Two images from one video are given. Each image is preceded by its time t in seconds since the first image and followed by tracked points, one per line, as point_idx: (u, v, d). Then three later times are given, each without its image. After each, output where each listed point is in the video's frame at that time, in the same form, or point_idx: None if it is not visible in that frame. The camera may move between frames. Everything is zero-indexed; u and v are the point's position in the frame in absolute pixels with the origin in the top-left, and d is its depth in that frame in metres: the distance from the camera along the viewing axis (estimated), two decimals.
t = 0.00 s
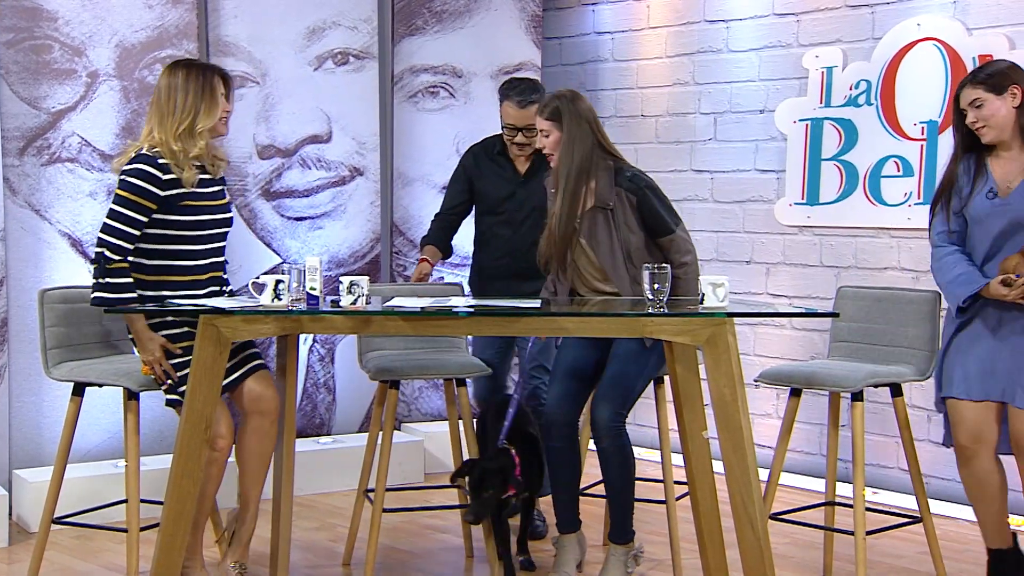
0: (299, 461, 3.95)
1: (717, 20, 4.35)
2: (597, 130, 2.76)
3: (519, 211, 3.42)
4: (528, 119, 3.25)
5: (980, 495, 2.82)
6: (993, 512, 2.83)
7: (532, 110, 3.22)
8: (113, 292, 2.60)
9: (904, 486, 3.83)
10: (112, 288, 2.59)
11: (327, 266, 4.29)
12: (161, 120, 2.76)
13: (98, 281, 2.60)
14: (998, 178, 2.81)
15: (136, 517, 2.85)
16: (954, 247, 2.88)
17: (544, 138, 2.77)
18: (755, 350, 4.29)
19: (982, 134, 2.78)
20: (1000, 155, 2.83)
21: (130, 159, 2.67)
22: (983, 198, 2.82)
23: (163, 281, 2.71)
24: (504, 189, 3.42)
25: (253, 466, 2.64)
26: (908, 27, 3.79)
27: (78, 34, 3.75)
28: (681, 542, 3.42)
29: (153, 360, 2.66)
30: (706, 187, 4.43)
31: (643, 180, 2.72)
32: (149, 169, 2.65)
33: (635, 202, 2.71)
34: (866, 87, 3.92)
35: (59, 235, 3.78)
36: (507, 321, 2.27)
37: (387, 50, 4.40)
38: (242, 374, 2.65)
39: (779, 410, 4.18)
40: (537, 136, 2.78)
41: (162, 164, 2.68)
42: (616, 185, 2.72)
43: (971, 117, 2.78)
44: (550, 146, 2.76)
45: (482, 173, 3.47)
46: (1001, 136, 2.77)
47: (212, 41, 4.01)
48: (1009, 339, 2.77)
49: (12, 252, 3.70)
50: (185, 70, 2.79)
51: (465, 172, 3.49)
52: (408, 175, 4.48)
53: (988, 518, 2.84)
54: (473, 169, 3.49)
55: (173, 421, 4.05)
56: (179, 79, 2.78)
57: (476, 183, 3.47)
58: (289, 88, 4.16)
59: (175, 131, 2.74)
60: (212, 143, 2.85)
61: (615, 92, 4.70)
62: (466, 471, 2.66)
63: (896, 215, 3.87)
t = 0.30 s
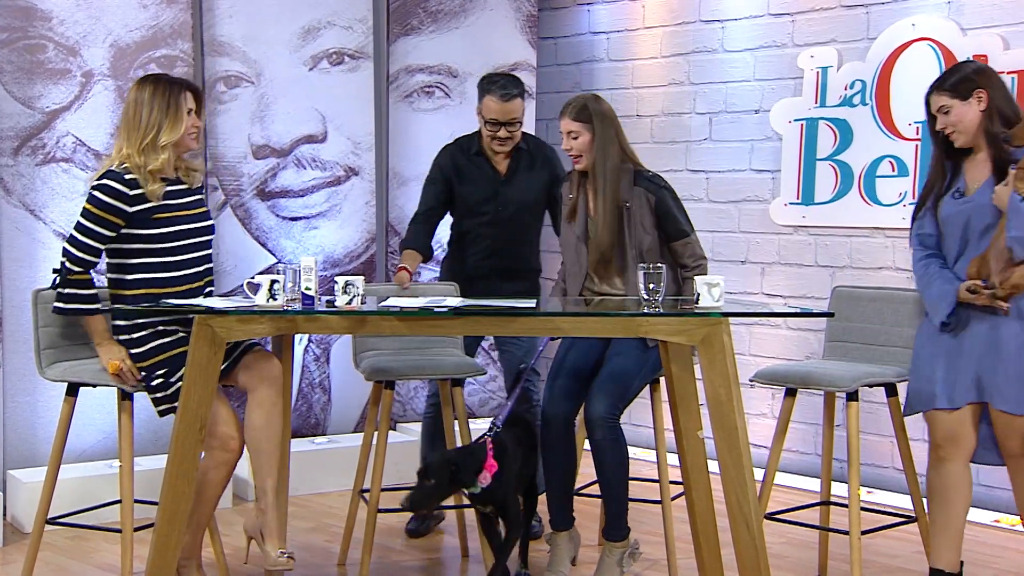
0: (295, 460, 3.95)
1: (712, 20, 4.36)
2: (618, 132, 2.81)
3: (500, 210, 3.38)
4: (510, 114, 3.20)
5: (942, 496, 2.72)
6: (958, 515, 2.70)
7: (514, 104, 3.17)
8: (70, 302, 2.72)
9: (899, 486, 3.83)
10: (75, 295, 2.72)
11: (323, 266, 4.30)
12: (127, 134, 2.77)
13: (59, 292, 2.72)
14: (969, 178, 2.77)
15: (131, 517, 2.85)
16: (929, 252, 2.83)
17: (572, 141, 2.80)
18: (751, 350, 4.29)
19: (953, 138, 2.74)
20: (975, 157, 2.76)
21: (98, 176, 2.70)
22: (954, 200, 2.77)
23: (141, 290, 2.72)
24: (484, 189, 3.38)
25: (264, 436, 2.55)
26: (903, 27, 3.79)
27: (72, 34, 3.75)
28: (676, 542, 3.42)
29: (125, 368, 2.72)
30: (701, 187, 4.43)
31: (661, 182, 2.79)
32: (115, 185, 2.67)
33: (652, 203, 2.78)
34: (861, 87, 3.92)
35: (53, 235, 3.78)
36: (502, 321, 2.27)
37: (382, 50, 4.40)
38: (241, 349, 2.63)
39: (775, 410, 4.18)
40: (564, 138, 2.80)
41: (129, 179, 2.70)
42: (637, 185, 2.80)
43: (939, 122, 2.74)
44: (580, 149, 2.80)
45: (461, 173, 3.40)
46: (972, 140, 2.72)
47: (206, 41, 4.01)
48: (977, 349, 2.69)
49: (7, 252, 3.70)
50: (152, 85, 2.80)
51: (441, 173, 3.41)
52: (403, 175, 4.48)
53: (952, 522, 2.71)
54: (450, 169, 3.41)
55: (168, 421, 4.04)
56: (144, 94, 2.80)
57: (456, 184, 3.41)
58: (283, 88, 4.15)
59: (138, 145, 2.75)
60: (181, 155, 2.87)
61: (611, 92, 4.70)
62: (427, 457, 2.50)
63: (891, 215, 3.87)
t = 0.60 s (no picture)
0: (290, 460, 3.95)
1: (707, 20, 4.36)
2: (634, 133, 2.93)
3: (461, 206, 3.39)
4: (467, 103, 3.18)
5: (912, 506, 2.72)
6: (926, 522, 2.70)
7: (470, 92, 3.15)
8: (51, 326, 2.75)
9: (893, 486, 3.85)
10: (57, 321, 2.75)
11: (319, 266, 4.31)
12: (103, 158, 2.82)
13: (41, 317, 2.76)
14: (916, 179, 2.66)
15: (125, 518, 2.85)
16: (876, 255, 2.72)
17: (587, 138, 2.90)
18: (746, 350, 4.30)
19: (902, 141, 2.62)
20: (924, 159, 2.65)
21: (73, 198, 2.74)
22: (902, 203, 2.66)
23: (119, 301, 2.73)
24: (442, 187, 3.37)
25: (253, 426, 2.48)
26: (897, 27, 3.80)
27: (67, 34, 3.74)
28: (672, 542, 3.42)
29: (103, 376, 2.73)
30: (696, 187, 4.44)
31: (675, 184, 2.93)
32: (89, 208, 2.71)
33: (664, 204, 2.91)
34: (855, 87, 3.93)
35: (48, 236, 3.78)
36: (497, 321, 2.27)
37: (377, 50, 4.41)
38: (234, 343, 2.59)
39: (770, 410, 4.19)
40: (580, 135, 2.90)
41: (104, 202, 2.74)
42: (649, 186, 2.92)
43: (890, 124, 2.62)
44: (596, 146, 2.90)
45: (417, 171, 3.39)
46: (921, 143, 2.60)
47: (202, 41, 4.01)
48: (917, 357, 2.59)
49: (1, 252, 3.69)
50: (130, 108, 2.85)
51: (397, 171, 3.39)
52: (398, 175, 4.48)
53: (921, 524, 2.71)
54: (405, 167, 3.39)
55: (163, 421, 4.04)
56: (122, 118, 2.84)
57: (412, 182, 3.39)
58: (278, 88, 4.15)
59: (111, 168, 2.79)
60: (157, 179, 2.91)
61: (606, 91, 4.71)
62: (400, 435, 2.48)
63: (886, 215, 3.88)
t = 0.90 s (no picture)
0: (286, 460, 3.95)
1: (702, 20, 4.36)
2: (633, 137, 3.04)
3: (434, 203, 3.36)
4: (442, 92, 3.20)
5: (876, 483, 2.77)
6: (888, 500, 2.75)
7: (442, 82, 3.20)
8: (46, 330, 2.74)
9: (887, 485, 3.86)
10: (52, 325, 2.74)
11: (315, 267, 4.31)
12: (94, 161, 2.85)
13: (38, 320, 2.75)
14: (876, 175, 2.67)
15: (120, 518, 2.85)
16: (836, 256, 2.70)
17: (581, 130, 3.01)
18: (740, 350, 4.31)
19: (862, 138, 2.61)
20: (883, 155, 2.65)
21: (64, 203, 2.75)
22: (863, 200, 2.65)
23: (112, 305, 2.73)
24: (414, 184, 3.35)
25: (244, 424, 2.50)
26: (891, 28, 3.81)
27: (62, 34, 3.74)
28: (666, 542, 3.43)
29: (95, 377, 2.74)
30: (691, 187, 4.45)
31: (662, 182, 2.97)
32: (80, 212, 2.72)
33: (649, 202, 2.95)
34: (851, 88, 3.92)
35: (43, 236, 3.78)
36: (493, 321, 2.28)
37: (372, 50, 4.41)
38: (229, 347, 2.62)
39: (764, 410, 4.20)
40: (575, 128, 3.02)
41: (94, 206, 2.75)
42: (641, 185, 2.97)
43: (851, 120, 2.61)
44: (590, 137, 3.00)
45: (387, 172, 3.36)
46: (880, 141, 2.59)
47: (197, 41, 4.02)
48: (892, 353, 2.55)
49: None
50: (121, 110, 2.89)
51: (364, 168, 3.35)
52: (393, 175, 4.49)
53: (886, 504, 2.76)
54: (374, 166, 3.36)
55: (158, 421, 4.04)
56: (112, 121, 2.88)
57: (381, 180, 3.36)
58: (273, 88, 4.15)
59: (103, 171, 2.82)
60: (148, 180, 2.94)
61: (601, 91, 4.71)
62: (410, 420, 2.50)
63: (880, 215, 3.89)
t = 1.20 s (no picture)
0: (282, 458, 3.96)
1: (699, 21, 4.37)
2: (634, 133, 3.05)
3: (429, 204, 3.35)
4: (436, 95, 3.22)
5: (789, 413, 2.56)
6: (812, 435, 2.52)
7: (438, 84, 3.21)
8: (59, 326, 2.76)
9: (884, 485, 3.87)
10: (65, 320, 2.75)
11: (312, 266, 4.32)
12: (121, 156, 2.79)
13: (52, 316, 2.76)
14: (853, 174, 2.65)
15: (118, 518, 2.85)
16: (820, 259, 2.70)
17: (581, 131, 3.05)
18: (737, 349, 4.31)
19: (835, 133, 2.60)
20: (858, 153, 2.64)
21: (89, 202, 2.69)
22: (840, 199, 2.66)
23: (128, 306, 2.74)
24: (409, 184, 3.35)
25: (243, 445, 2.51)
26: (888, 28, 3.81)
27: (60, 34, 3.74)
28: (663, 541, 3.44)
29: (93, 384, 2.78)
30: (688, 187, 4.45)
31: (661, 186, 2.98)
32: (107, 211, 2.67)
33: (647, 206, 2.95)
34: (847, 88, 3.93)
35: (40, 235, 3.78)
36: (491, 320, 2.28)
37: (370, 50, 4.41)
38: (219, 361, 2.58)
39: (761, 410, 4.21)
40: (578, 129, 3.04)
41: (122, 206, 2.69)
42: (640, 187, 2.97)
43: (824, 115, 2.61)
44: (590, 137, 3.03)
45: (380, 172, 3.36)
46: (852, 136, 2.58)
47: (194, 41, 4.00)
48: (874, 348, 2.52)
49: None
50: (141, 101, 2.83)
51: (358, 168, 3.36)
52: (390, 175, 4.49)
53: (806, 442, 2.52)
54: (367, 167, 3.36)
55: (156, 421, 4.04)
56: (137, 113, 2.82)
57: (374, 181, 3.36)
58: (271, 88, 4.15)
59: (133, 166, 2.77)
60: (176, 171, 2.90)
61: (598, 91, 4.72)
62: (431, 403, 2.65)
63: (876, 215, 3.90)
